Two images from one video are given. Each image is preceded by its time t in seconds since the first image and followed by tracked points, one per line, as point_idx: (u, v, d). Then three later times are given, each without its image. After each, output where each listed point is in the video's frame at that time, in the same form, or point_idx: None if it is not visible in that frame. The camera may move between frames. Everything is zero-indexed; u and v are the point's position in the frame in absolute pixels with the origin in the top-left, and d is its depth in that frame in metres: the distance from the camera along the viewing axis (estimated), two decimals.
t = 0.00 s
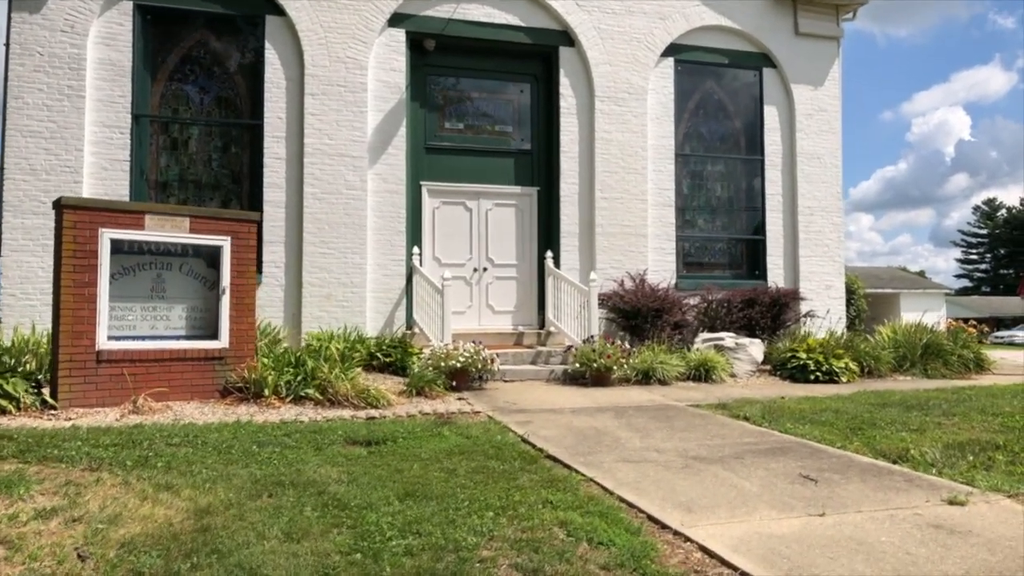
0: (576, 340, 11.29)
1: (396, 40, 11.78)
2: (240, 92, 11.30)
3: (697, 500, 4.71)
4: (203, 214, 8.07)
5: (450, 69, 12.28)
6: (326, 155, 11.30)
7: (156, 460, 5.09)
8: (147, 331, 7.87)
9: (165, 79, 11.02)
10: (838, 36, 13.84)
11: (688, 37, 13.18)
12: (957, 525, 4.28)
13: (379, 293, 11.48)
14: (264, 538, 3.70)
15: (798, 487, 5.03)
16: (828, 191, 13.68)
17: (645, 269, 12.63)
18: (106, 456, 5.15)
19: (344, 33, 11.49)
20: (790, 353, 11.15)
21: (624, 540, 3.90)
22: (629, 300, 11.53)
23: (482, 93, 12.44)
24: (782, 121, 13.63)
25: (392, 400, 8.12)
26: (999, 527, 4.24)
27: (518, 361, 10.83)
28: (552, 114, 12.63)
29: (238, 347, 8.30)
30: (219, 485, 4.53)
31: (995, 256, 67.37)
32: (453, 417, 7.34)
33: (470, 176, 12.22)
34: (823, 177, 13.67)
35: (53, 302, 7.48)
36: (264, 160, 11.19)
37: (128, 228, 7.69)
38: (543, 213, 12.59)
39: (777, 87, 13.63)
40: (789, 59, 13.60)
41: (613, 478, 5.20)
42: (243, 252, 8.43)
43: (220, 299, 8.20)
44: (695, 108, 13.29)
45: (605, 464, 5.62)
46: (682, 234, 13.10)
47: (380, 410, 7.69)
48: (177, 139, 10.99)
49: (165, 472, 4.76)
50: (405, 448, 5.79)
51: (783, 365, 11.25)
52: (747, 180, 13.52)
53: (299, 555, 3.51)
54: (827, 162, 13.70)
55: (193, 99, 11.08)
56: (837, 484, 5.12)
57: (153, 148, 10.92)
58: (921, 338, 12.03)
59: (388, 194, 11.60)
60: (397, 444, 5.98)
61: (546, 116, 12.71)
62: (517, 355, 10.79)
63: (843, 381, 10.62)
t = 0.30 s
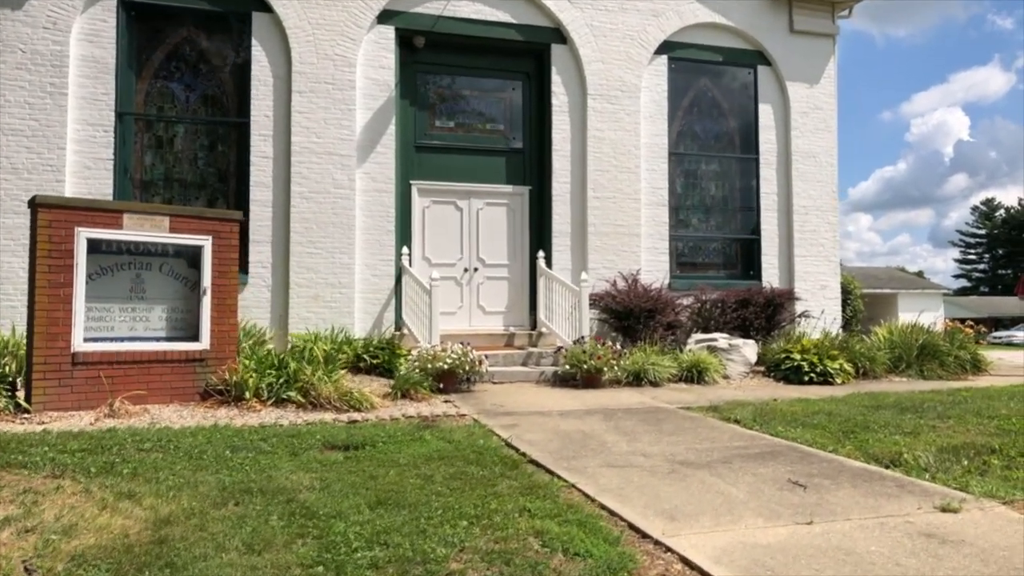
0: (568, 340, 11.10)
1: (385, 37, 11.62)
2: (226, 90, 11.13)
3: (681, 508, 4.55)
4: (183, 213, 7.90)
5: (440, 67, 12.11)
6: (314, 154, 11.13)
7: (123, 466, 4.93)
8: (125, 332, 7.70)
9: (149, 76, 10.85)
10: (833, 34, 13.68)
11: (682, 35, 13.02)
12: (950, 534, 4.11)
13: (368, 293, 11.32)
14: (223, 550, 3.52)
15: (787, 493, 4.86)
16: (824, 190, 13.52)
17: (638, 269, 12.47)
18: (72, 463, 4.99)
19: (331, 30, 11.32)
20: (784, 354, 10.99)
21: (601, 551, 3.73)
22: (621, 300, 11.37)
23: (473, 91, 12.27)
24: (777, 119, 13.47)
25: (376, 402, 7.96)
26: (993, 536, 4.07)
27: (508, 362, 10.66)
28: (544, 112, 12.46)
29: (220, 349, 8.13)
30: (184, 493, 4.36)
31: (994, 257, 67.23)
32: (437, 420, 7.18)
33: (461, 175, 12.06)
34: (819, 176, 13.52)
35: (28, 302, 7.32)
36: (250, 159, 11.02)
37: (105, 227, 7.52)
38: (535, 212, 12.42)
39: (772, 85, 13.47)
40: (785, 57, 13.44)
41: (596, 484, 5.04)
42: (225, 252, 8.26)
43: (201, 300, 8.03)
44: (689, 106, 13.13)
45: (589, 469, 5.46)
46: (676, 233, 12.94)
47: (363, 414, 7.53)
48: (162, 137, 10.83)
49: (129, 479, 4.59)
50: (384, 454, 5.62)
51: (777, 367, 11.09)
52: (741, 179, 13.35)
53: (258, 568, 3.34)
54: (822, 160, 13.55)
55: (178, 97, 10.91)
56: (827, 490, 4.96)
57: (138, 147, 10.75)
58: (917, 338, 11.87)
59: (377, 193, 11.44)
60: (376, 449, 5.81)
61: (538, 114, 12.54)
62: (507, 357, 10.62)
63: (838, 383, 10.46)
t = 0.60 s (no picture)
0: (558, 342, 10.94)
1: (373, 35, 11.48)
2: (211, 89, 10.99)
3: (659, 515, 4.39)
4: (161, 213, 7.76)
5: (429, 65, 11.96)
6: (300, 153, 10.99)
7: (84, 473, 4.78)
8: (102, 334, 7.56)
9: (133, 75, 10.72)
10: (828, 31, 13.54)
11: (674, 32, 12.88)
12: (935, 542, 3.96)
13: (355, 294, 11.17)
14: (174, 562, 3.37)
15: (770, 499, 4.71)
16: (818, 190, 13.37)
17: (630, 270, 12.32)
18: (33, 469, 4.84)
19: (318, 27, 11.19)
20: (777, 356, 10.83)
21: (570, 561, 3.57)
22: (612, 301, 11.21)
23: (462, 89, 12.12)
24: (771, 118, 13.33)
25: (358, 405, 7.81)
26: (980, 545, 3.92)
27: (497, 364, 10.51)
28: (535, 111, 12.32)
29: (199, 351, 7.98)
30: (143, 500, 4.21)
31: (994, 258, 67.04)
32: (419, 423, 7.03)
33: (450, 175, 11.91)
34: (813, 175, 13.37)
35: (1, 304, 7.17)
36: (236, 159, 10.88)
37: (80, 227, 7.37)
38: (525, 212, 12.27)
39: (766, 83, 13.33)
40: (778, 56, 13.30)
41: (573, 490, 4.89)
42: (205, 253, 8.12)
43: (180, 301, 7.88)
44: (681, 105, 12.98)
45: (568, 474, 5.31)
46: (668, 233, 12.80)
47: (343, 417, 7.38)
48: (147, 136, 10.69)
49: (89, 486, 4.44)
50: (358, 458, 5.47)
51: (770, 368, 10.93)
52: (735, 178, 13.21)
53: None
54: (817, 160, 13.40)
55: (163, 96, 10.78)
56: (811, 496, 4.81)
57: (122, 146, 10.61)
58: (913, 339, 11.72)
59: (364, 192, 11.29)
60: (351, 454, 5.66)
61: (529, 113, 12.40)
62: (496, 359, 10.46)
63: (831, 385, 10.31)
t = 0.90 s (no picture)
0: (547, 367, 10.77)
1: (361, 57, 11.43)
2: (198, 110, 10.92)
3: (633, 555, 4.23)
4: (139, 236, 7.64)
5: (417, 86, 11.90)
6: (286, 175, 10.89)
7: (40, 511, 4.62)
8: (77, 360, 7.40)
9: (119, 96, 10.64)
10: (819, 52, 13.50)
11: (665, 54, 12.83)
12: None
13: (341, 317, 11.03)
14: None
15: (750, 537, 4.54)
16: (811, 212, 13.27)
17: (621, 292, 12.18)
18: None
19: (305, 49, 11.13)
20: (769, 381, 10.66)
21: None
22: (602, 324, 11.06)
23: (451, 110, 12.05)
24: (762, 139, 13.25)
25: (337, 434, 7.65)
26: None
27: (485, 390, 10.34)
28: (525, 133, 12.23)
29: (177, 378, 7.82)
30: (94, 541, 4.05)
31: (994, 278, 66.91)
32: (397, 453, 6.87)
33: (439, 196, 11.81)
34: (806, 197, 13.26)
35: None
36: (221, 181, 10.77)
37: (55, 251, 7.25)
38: (516, 235, 12.15)
39: (757, 105, 13.26)
40: (770, 77, 13.25)
41: (547, 526, 4.73)
42: (183, 277, 7.98)
43: (157, 327, 7.73)
44: (672, 126, 12.91)
45: (544, 508, 5.14)
46: (660, 256, 12.67)
47: (320, 446, 7.22)
48: (132, 158, 10.59)
49: (41, 526, 4.29)
50: (328, 492, 5.31)
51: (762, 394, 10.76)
52: (727, 200, 13.11)
53: None
54: (809, 181, 13.30)
55: (149, 118, 10.71)
56: (794, 534, 4.63)
57: (106, 168, 10.52)
58: (907, 364, 11.54)
59: (351, 214, 11.18)
60: (322, 487, 5.50)
61: (518, 135, 12.31)
62: (483, 385, 10.29)
63: (823, 411, 10.13)
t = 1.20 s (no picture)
0: (555, 423, 10.55)
1: (370, 112, 11.52)
2: (208, 164, 10.99)
3: None
4: (142, 288, 7.59)
5: (426, 140, 11.97)
6: (294, 228, 10.89)
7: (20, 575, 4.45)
8: (75, 415, 7.28)
9: (130, 150, 10.74)
10: (827, 108, 13.54)
11: (673, 109, 12.89)
12: None
13: (346, 372, 10.90)
14: None
15: None
16: (823, 266, 13.13)
17: (630, 348, 12.01)
18: None
19: (315, 104, 11.25)
20: (782, 440, 10.38)
21: None
22: (611, 380, 10.87)
23: (459, 164, 12.10)
24: (772, 193, 13.20)
25: (336, 493, 7.45)
26: None
27: (491, 447, 10.12)
28: (533, 187, 12.23)
29: (175, 433, 7.67)
30: None
31: (1012, 334, 66.05)
32: (396, 514, 6.66)
33: (447, 250, 11.77)
34: (817, 252, 13.14)
35: None
36: (229, 233, 10.77)
37: (57, 303, 7.21)
38: (524, 289, 12.05)
39: (766, 159, 13.25)
40: (778, 132, 13.26)
41: None
42: (186, 330, 7.89)
43: (158, 381, 7.61)
44: (681, 180, 12.90)
45: None
46: (670, 310, 12.53)
47: (318, 506, 7.02)
48: (141, 211, 10.64)
49: None
50: (321, 556, 5.11)
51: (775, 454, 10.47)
52: (737, 255, 13.01)
53: None
54: (820, 236, 13.20)
55: (159, 171, 10.79)
56: None
57: (116, 221, 10.56)
58: (926, 424, 11.23)
59: (358, 267, 11.14)
60: (316, 550, 5.31)
61: (527, 189, 12.31)
62: (489, 442, 10.07)
63: (839, 472, 9.83)
